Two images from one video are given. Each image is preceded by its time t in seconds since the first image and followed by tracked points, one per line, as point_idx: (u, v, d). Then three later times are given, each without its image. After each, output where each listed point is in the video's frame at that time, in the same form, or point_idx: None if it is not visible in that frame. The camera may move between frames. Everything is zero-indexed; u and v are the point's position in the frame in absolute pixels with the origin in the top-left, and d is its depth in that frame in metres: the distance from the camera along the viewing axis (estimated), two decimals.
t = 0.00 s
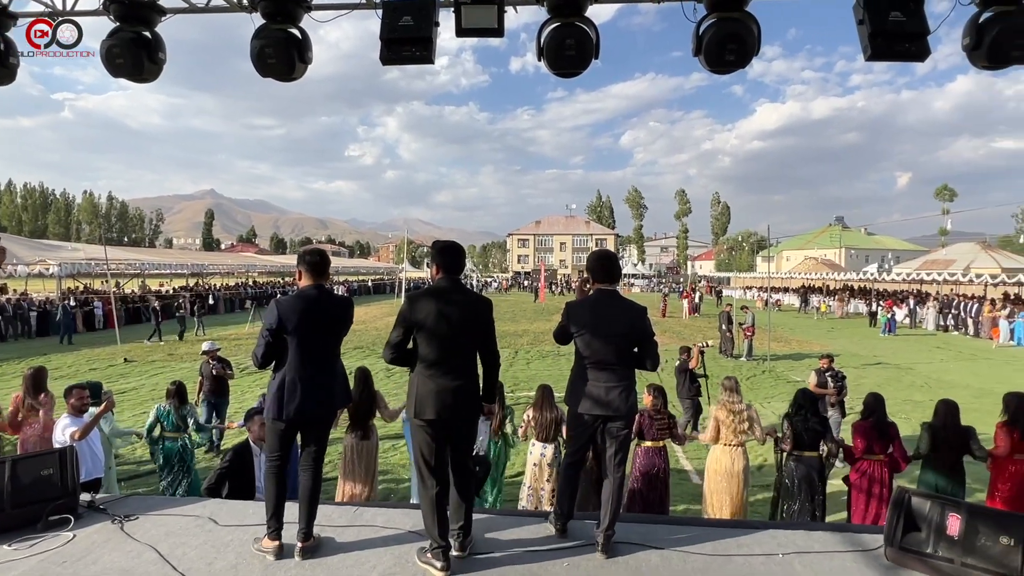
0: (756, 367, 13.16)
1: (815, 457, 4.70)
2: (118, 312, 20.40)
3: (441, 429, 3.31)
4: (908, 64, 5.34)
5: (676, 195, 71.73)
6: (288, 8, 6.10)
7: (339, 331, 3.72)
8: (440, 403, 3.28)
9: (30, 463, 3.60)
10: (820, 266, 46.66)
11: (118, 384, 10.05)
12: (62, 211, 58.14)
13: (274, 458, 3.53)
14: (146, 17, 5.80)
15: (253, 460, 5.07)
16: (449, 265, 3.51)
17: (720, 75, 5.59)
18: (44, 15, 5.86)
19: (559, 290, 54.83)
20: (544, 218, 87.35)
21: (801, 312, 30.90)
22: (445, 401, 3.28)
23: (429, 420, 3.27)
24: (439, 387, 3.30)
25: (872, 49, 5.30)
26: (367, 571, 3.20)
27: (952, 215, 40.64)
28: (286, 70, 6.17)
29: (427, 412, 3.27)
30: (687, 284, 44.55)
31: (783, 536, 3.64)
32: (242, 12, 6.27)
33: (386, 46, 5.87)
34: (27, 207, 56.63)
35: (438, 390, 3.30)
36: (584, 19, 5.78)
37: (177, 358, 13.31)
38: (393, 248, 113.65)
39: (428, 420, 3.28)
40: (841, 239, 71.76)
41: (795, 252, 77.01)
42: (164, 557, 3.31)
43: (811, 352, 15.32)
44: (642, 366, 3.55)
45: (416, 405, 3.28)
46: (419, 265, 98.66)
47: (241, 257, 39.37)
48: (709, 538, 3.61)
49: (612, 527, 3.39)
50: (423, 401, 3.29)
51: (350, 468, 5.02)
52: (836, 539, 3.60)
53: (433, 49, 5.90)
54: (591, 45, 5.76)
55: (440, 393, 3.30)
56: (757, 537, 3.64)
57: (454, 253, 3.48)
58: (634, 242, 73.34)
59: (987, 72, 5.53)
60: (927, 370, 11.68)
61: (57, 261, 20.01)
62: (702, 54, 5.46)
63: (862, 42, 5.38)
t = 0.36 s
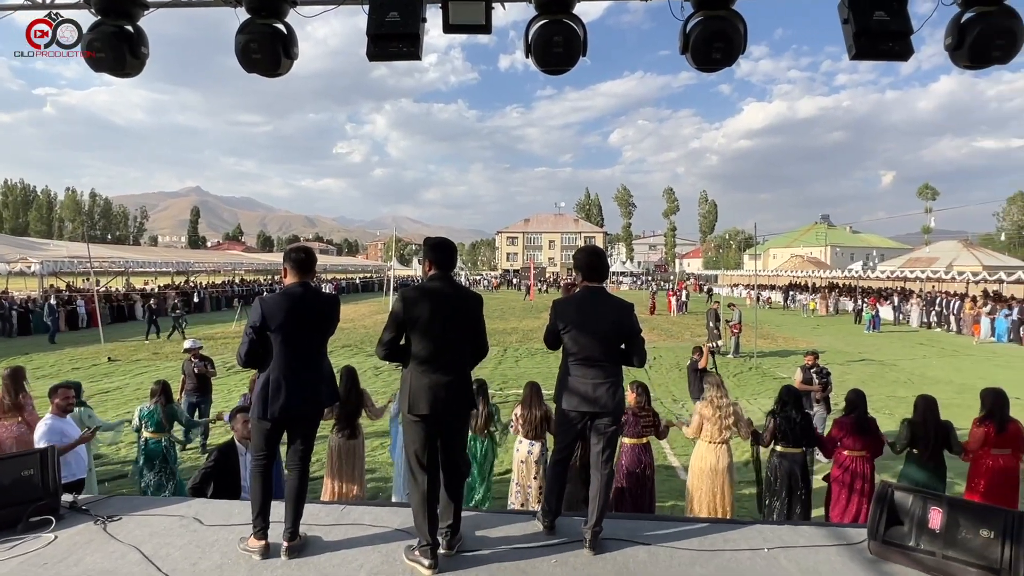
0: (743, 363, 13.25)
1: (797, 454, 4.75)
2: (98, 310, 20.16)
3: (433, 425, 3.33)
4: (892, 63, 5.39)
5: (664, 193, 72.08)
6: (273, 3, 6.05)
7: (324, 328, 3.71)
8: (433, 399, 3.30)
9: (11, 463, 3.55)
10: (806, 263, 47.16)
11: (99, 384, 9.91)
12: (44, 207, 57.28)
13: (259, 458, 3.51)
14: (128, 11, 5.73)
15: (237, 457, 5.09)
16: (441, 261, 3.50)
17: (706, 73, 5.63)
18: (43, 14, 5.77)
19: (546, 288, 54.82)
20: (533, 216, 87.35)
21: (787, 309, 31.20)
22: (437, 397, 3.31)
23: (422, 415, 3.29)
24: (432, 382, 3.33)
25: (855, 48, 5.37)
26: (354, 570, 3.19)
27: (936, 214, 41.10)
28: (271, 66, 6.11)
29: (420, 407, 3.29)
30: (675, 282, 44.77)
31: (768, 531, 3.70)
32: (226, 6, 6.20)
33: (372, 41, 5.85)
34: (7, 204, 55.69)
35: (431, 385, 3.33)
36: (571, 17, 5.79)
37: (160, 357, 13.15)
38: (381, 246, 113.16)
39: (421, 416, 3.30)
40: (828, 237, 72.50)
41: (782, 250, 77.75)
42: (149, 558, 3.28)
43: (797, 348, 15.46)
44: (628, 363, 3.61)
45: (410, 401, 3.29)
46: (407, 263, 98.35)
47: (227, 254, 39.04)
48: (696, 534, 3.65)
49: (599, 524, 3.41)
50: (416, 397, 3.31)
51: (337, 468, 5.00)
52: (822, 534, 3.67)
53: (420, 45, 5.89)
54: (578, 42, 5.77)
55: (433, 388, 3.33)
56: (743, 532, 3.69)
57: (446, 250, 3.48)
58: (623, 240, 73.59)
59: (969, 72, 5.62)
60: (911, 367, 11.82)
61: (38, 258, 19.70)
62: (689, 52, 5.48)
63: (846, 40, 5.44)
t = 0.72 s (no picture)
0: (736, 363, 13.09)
1: (777, 454, 4.67)
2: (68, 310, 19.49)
3: (420, 425, 3.46)
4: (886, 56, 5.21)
5: (655, 187, 71.88)
6: None
7: (305, 328, 3.62)
8: (422, 397, 3.45)
9: None
10: (800, 260, 47.13)
11: (69, 386, 9.56)
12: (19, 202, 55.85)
13: (237, 461, 3.42)
14: None
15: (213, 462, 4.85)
16: (432, 260, 3.65)
17: (699, 66, 5.44)
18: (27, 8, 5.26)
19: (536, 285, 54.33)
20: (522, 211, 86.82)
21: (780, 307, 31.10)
22: (424, 395, 3.46)
23: (412, 415, 3.42)
24: (421, 382, 3.48)
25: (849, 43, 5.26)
26: None
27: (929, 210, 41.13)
28: (249, 55, 5.81)
29: (411, 407, 3.41)
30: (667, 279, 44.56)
31: (762, 534, 3.91)
32: None
33: (353, 30, 5.56)
34: None
35: (419, 384, 3.47)
36: (560, 6, 5.55)
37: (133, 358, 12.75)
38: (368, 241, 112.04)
39: (411, 415, 3.43)
40: (821, 234, 72.65)
41: (775, 246, 77.87)
42: (121, 567, 3.31)
43: (791, 347, 15.37)
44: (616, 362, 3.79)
45: (401, 401, 3.41)
46: (394, 258, 97.44)
47: (207, 250, 38.23)
48: (687, 537, 3.88)
49: (588, 528, 3.61)
50: (407, 397, 3.44)
51: (304, 472, 4.78)
52: (815, 536, 3.84)
53: (404, 34, 5.62)
54: (567, 33, 5.52)
55: (422, 387, 3.48)
56: (735, 535, 3.91)
57: (434, 249, 3.64)
58: (613, 235, 73.31)
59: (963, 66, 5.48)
60: (905, 365, 11.75)
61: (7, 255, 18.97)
62: (682, 43, 5.30)
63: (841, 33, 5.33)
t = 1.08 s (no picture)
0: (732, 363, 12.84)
1: (756, 458, 4.56)
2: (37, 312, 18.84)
3: (408, 428, 3.19)
4: (884, 46, 5.19)
5: (648, 183, 71.53)
6: None
7: (285, 327, 3.33)
8: (413, 399, 3.16)
9: None
10: (796, 257, 46.95)
11: (34, 390, 9.15)
12: None
13: (211, 468, 3.14)
14: None
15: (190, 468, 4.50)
16: (418, 255, 3.34)
17: (692, 55, 5.36)
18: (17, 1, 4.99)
19: (526, 283, 53.86)
20: (513, 207, 86.21)
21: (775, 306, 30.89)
22: (414, 397, 3.17)
23: (401, 417, 3.14)
24: (410, 383, 3.18)
25: (846, 31, 5.13)
26: None
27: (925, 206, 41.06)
28: (223, 41, 5.45)
29: (400, 409, 3.14)
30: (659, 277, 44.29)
31: (758, 538, 3.78)
32: None
33: (333, 16, 5.20)
34: None
35: (411, 385, 3.17)
36: None
37: (105, 360, 12.31)
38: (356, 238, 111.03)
39: (400, 417, 3.15)
40: (817, 230, 72.62)
41: (771, 243, 77.78)
42: None
43: (787, 346, 15.15)
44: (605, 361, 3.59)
45: (388, 402, 3.13)
46: (382, 255, 96.37)
47: (184, 248, 37.42)
48: (680, 542, 3.73)
49: (579, 534, 3.43)
50: (394, 398, 3.15)
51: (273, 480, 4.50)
52: (811, 539, 3.75)
53: (387, 20, 5.26)
54: (556, 19, 5.17)
55: (411, 388, 3.18)
56: (729, 540, 3.77)
57: (423, 244, 3.33)
58: (605, 232, 72.93)
59: (962, 57, 5.24)
60: (904, 364, 11.56)
61: None
62: (674, 31, 5.20)
63: (836, 22, 5.21)
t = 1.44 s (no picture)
0: (721, 361, 12.80)
1: (733, 453, 4.51)
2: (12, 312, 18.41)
3: (396, 427, 3.08)
4: (873, 42, 5.11)
5: (638, 180, 71.48)
6: None
7: (267, 325, 3.19)
8: (402, 398, 3.05)
9: None
10: (785, 255, 47.11)
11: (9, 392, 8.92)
12: None
13: (190, 471, 3.00)
14: None
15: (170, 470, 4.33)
16: (406, 252, 3.21)
17: (681, 50, 5.26)
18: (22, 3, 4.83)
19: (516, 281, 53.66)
20: (502, 204, 85.90)
21: (764, 304, 30.94)
22: (402, 396, 3.05)
23: (389, 417, 3.03)
24: (397, 382, 3.06)
25: (836, 27, 5.06)
26: None
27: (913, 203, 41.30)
28: (202, 33, 5.28)
29: (388, 408, 3.02)
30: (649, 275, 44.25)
31: (747, 537, 3.69)
32: None
33: (315, 7, 5.04)
34: None
35: (398, 384, 3.06)
36: None
37: (84, 361, 12.05)
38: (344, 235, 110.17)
39: (388, 417, 3.03)
40: (806, 227, 73.02)
41: (761, 240, 78.06)
42: None
43: (777, 344, 15.13)
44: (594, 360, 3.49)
45: (374, 401, 3.02)
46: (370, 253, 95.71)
47: (165, 245, 36.80)
48: (670, 542, 3.64)
49: (567, 535, 3.33)
50: (381, 397, 3.03)
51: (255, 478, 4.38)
52: (800, 537, 3.68)
53: (370, 13, 5.12)
54: (543, 13, 5.06)
55: (397, 388, 3.05)
56: (720, 539, 3.68)
57: (412, 241, 3.21)
58: (595, 229, 72.87)
59: (950, 53, 5.18)
60: (893, 362, 11.56)
61: None
62: (663, 26, 5.10)
63: (826, 17, 5.13)
